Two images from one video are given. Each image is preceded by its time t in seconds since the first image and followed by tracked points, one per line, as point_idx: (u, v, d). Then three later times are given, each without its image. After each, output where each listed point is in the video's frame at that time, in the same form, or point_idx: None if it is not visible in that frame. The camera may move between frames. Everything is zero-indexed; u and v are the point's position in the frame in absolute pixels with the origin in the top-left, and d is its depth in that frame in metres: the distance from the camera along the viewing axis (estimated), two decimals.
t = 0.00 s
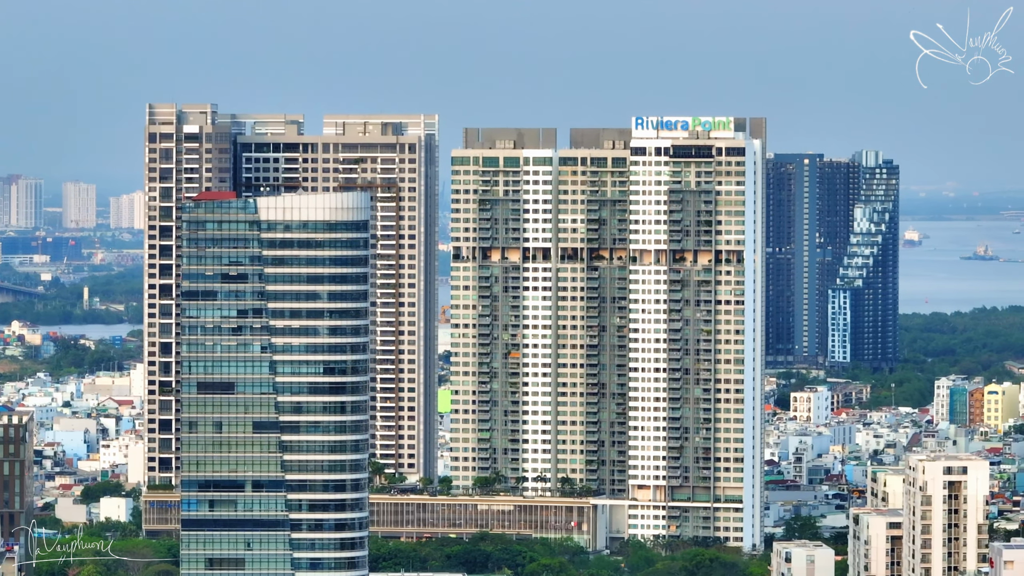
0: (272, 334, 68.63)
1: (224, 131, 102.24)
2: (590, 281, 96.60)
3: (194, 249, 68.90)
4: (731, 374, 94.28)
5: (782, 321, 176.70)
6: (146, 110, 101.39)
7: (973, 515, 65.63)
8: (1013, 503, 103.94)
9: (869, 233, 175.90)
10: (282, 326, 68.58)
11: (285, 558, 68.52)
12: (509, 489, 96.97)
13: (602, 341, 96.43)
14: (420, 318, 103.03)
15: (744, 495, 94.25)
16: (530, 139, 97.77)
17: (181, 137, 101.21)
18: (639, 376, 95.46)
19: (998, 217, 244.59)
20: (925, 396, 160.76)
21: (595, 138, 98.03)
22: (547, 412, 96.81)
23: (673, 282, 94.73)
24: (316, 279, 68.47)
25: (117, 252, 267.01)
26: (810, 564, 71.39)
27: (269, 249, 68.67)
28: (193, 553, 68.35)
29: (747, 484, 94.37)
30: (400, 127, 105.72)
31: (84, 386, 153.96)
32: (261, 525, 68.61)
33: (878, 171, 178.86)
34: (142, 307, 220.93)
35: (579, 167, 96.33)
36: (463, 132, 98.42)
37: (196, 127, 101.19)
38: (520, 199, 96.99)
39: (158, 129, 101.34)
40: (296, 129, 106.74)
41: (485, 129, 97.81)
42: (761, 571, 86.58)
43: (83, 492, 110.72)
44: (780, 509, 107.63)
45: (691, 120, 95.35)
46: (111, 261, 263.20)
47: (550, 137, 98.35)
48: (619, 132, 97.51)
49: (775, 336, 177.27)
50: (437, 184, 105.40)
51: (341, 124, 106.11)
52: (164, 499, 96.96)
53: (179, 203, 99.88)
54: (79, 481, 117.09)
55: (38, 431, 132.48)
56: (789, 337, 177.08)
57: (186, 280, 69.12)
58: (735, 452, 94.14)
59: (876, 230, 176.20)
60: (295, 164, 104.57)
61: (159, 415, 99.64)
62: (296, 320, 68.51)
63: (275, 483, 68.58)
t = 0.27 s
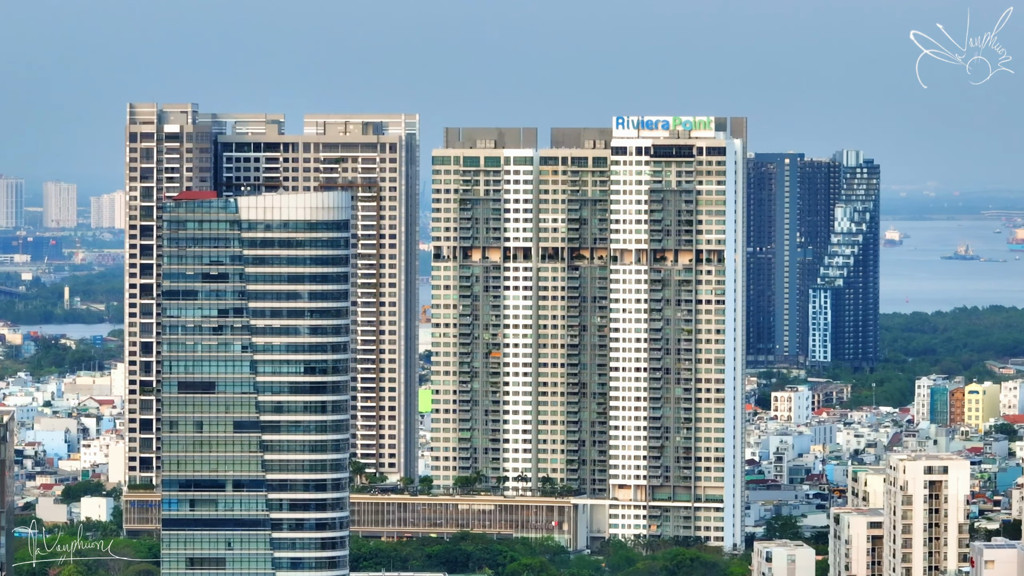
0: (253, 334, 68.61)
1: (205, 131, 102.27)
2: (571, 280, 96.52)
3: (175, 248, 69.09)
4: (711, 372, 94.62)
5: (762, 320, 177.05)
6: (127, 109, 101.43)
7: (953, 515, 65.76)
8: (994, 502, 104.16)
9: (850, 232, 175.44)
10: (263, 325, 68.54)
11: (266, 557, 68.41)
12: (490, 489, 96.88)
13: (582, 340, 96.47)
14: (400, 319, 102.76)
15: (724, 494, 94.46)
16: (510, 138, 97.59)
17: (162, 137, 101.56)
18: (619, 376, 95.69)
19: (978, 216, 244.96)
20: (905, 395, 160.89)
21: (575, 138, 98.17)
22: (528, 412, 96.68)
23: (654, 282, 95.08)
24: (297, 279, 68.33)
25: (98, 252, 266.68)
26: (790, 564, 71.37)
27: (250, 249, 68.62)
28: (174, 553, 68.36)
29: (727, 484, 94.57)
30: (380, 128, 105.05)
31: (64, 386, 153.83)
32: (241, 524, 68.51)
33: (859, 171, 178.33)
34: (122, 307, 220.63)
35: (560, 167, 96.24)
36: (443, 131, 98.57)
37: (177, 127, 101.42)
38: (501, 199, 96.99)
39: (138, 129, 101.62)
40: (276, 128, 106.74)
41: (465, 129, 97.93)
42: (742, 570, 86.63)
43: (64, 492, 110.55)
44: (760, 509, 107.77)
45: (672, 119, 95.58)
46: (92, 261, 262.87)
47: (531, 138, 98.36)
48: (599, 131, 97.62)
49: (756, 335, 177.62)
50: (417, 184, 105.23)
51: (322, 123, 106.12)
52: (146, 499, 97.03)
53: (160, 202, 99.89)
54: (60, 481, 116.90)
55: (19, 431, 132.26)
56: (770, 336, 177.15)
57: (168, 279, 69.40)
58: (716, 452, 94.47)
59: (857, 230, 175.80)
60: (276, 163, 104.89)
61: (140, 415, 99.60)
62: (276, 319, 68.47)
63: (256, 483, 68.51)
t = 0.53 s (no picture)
0: (235, 334, 68.58)
1: (186, 130, 102.24)
2: (553, 280, 96.69)
3: (157, 248, 68.92)
4: (693, 373, 94.76)
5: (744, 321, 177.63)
6: (109, 109, 101.35)
7: (935, 515, 66.01)
8: (975, 502, 104.41)
9: (832, 232, 176.12)
10: (245, 325, 68.57)
11: (248, 557, 68.55)
12: (472, 489, 96.95)
13: (564, 340, 96.53)
14: (382, 320, 102.69)
15: (706, 494, 94.45)
16: (492, 138, 97.84)
17: (144, 137, 101.27)
18: (601, 376, 95.81)
19: (959, 217, 245.37)
20: (887, 395, 161.17)
21: (558, 138, 98.15)
22: (510, 412, 96.90)
23: (636, 282, 95.04)
24: (279, 279, 68.47)
25: (79, 252, 266.31)
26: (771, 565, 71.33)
27: (232, 249, 68.58)
28: (156, 553, 68.37)
29: (710, 483, 94.53)
30: (362, 127, 105.79)
31: (46, 386, 153.64)
32: (223, 524, 68.53)
33: (841, 171, 178.47)
34: (104, 306, 220.31)
35: (541, 167, 96.44)
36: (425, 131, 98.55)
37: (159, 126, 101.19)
38: (483, 198, 97.06)
39: (120, 129, 101.42)
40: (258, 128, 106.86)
41: (447, 128, 98.05)
42: (724, 570, 86.76)
43: (45, 492, 110.44)
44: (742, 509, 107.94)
45: (654, 118, 95.80)
46: (73, 260, 262.44)
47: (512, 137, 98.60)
48: (581, 131, 97.77)
49: (738, 336, 178.24)
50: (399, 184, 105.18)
51: (303, 123, 105.81)
52: (127, 499, 96.78)
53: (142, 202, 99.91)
54: (41, 481, 116.76)
55: None
56: (752, 337, 177.93)
57: (149, 279, 69.18)
58: (698, 451, 94.46)
59: (839, 230, 176.41)
60: (258, 163, 104.77)
61: (122, 415, 99.57)
62: (258, 319, 68.56)
63: (238, 483, 68.55)
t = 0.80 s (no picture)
0: (216, 333, 68.53)
1: (167, 130, 102.28)
2: (533, 280, 96.64)
3: (138, 248, 69.14)
4: (674, 373, 94.88)
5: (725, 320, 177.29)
6: (90, 109, 101.39)
7: (916, 515, 66.02)
8: (956, 501, 104.55)
9: (812, 232, 174.66)
10: (225, 325, 68.43)
11: (229, 557, 68.37)
12: (453, 489, 97.11)
13: (545, 340, 96.54)
14: (364, 318, 102.74)
15: (687, 493, 94.64)
16: (474, 138, 97.85)
17: (125, 136, 101.57)
18: (582, 375, 95.85)
19: (941, 216, 245.78)
20: (868, 396, 161.36)
21: (538, 138, 98.29)
22: (491, 412, 96.76)
23: (616, 282, 95.47)
24: (259, 279, 68.17)
25: (59, 252, 266.13)
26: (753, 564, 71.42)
27: (213, 248, 68.51)
28: (137, 553, 68.56)
29: (691, 482, 94.74)
30: (343, 127, 105.02)
31: (27, 387, 153.67)
32: (204, 524, 68.56)
33: (822, 172, 177.72)
34: (85, 307, 220.24)
35: (522, 167, 96.37)
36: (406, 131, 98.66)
37: (140, 126, 101.44)
38: (464, 197, 96.94)
39: (101, 128, 101.52)
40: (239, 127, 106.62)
41: (428, 128, 98.11)
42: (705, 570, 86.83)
43: (27, 492, 110.39)
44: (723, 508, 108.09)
45: (635, 119, 95.80)
46: (54, 260, 262.27)
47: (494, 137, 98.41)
48: (563, 131, 97.85)
49: (718, 335, 178.01)
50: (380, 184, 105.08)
51: (285, 123, 105.67)
52: (108, 498, 96.75)
53: (123, 201, 99.93)
54: (23, 481, 116.67)
55: None
56: (733, 336, 177.66)
57: (131, 279, 69.51)
58: (679, 451, 94.73)
59: (820, 230, 174.86)
60: (239, 163, 104.77)
61: (103, 415, 99.56)
62: (239, 319, 68.35)
63: (219, 482, 68.48)
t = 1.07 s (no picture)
0: (197, 333, 68.52)
1: (148, 130, 102.32)
2: (514, 279, 96.89)
3: (118, 247, 69.03)
4: (655, 372, 94.95)
5: (705, 320, 177.81)
6: (70, 108, 101.36)
7: (897, 514, 66.28)
8: (937, 501, 104.65)
9: (793, 232, 176.36)
10: (206, 324, 68.48)
11: (209, 556, 68.41)
12: (433, 488, 97.10)
13: (526, 339, 96.69)
14: (343, 315, 102.69)
15: (668, 493, 94.55)
16: (454, 138, 97.82)
17: (106, 136, 101.44)
18: (563, 376, 95.84)
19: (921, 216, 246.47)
20: (848, 396, 161.54)
21: (518, 138, 98.42)
22: (471, 412, 96.99)
23: (597, 282, 95.24)
24: (240, 278, 68.38)
25: (39, 251, 265.57)
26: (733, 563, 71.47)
27: (193, 248, 68.57)
28: (117, 552, 68.51)
29: (671, 482, 94.68)
30: (323, 126, 105.83)
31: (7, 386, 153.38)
32: (184, 524, 68.51)
33: (802, 170, 178.70)
34: (65, 306, 219.85)
35: (503, 166, 96.57)
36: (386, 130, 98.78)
37: (121, 125, 101.40)
38: (445, 196, 97.23)
39: (82, 128, 101.42)
40: (220, 127, 106.80)
41: (409, 128, 97.99)
42: (686, 570, 86.93)
43: (7, 493, 110.24)
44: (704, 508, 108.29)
45: (615, 118, 96.00)
46: (35, 260, 261.71)
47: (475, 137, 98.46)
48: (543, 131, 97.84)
49: (699, 335, 178.53)
50: (360, 184, 105.12)
51: (265, 122, 105.76)
52: (89, 498, 96.65)
53: (103, 201, 99.86)
54: (3, 482, 116.50)
55: None
56: (713, 336, 178.30)
57: (111, 278, 69.33)
58: (659, 449, 94.63)
59: (800, 230, 176.62)
60: (219, 163, 104.65)
61: (84, 414, 99.48)
62: (220, 318, 68.48)
63: (199, 482, 68.46)
